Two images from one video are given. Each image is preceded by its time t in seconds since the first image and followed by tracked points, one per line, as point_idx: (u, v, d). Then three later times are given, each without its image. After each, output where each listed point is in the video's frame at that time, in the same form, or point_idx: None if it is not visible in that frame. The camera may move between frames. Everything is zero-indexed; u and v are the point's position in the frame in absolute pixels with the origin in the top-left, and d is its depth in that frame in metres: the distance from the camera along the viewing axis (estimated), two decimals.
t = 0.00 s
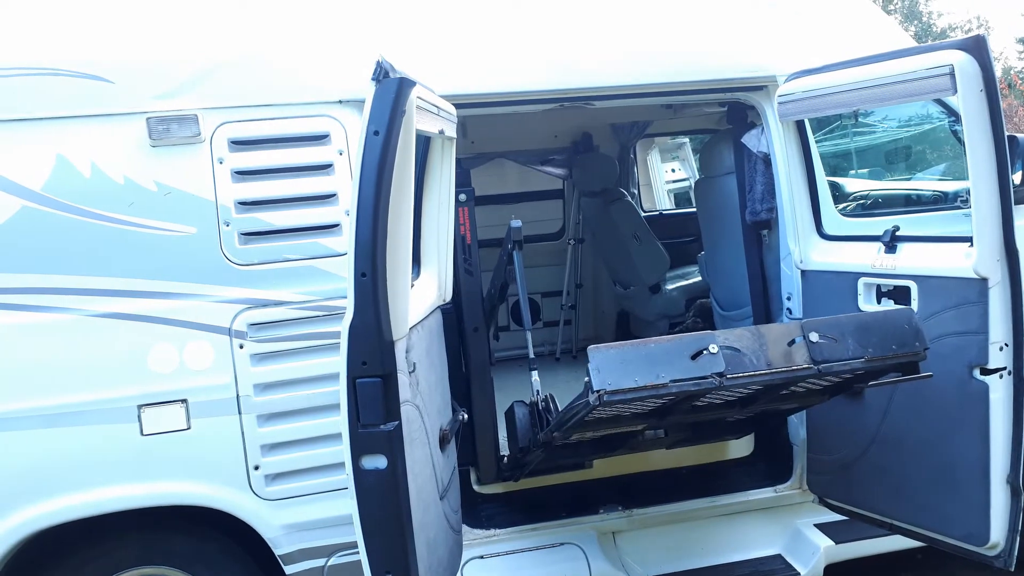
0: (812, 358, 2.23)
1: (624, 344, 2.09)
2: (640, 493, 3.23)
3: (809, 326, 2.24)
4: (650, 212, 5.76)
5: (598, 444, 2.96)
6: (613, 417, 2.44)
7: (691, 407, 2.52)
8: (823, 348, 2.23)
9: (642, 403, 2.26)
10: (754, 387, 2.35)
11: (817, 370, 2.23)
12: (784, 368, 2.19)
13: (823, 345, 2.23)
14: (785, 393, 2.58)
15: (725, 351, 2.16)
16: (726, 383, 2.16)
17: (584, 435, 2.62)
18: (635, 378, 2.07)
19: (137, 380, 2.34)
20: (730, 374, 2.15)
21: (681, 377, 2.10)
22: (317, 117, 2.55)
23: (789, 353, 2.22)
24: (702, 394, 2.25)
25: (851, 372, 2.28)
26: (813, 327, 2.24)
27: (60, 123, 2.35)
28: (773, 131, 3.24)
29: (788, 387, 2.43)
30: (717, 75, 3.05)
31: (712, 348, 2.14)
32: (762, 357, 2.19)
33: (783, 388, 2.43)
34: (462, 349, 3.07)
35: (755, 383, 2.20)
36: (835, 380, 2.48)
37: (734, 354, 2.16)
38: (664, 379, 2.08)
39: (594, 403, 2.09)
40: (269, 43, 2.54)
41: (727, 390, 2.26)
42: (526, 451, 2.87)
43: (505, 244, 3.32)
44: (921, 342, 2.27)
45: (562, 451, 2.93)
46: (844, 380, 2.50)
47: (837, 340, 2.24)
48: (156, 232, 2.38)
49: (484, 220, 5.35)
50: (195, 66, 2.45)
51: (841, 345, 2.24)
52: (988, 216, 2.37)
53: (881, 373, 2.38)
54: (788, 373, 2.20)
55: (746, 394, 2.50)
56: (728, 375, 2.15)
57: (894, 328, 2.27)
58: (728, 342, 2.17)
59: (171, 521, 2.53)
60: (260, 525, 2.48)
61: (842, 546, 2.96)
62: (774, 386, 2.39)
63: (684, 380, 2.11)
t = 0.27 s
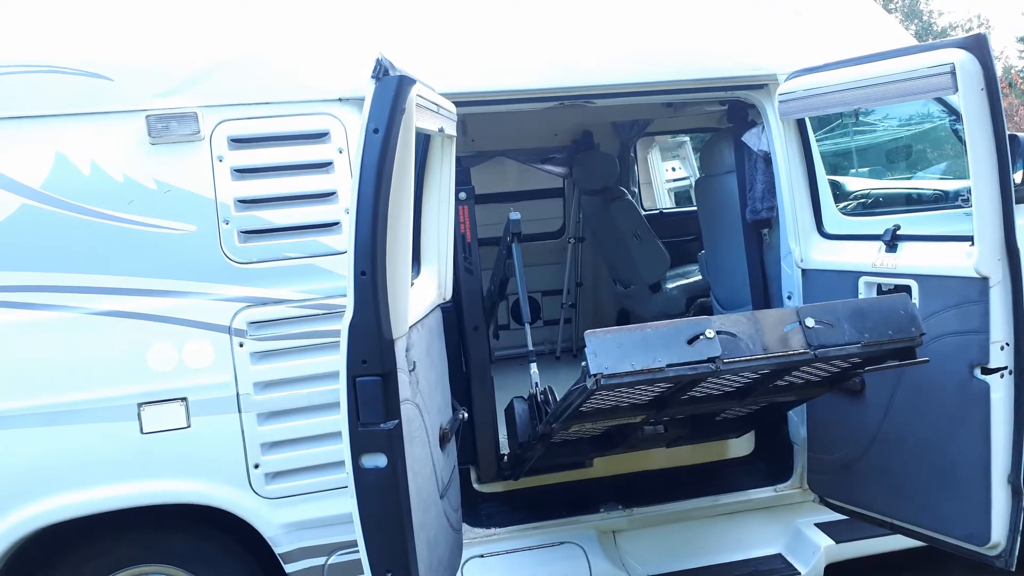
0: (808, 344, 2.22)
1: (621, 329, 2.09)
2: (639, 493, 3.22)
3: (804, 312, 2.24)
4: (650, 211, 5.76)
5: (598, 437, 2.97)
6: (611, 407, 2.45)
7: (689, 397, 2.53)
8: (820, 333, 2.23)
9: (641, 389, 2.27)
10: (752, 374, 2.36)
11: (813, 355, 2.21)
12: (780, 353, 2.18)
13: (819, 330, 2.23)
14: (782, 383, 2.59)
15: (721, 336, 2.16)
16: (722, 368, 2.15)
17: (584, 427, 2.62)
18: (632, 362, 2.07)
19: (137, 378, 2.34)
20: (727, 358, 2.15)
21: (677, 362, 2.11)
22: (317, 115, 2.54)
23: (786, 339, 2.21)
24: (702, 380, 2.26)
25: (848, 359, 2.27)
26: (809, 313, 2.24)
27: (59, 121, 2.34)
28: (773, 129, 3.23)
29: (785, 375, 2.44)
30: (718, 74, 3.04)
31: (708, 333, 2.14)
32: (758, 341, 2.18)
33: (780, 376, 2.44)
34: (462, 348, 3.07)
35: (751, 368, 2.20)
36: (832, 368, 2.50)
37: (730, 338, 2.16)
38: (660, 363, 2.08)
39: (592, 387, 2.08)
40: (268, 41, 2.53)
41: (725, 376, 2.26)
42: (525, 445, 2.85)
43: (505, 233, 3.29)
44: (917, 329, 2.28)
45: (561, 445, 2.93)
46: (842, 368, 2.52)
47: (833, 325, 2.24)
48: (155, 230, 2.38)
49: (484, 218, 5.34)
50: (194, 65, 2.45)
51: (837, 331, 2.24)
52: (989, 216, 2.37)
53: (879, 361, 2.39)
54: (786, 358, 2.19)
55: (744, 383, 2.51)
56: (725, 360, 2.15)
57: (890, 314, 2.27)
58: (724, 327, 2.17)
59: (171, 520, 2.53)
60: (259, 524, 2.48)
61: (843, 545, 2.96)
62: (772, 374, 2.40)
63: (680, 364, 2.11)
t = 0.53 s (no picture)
0: (807, 331, 2.20)
1: (620, 318, 2.08)
2: (642, 496, 3.21)
3: (803, 300, 2.23)
4: (653, 212, 5.76)
5: (600, 437, 2.99)
6: (611, 401, 2.46)
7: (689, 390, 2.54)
8: (818, 321, 2.21)
9: (641, 379, 2.28)
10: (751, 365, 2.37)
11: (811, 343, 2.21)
12: (778, 341, 2.17)
13: (818, 318, 2.21)
14: (782, 377, 2.60)
15: (719, 324, 2.15)
16: (721, 356, 2.14)
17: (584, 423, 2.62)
18: (632, 349, 2.06)
19: (140, 380, 2.34)
20: (725, 346, 2.14)
21: (677, 349, 2.09)
22: (320, 117, 2.55)
23: (784, 326, 2.20)
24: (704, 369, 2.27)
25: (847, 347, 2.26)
26: (808, 301, 2.22)
27: (62, 123, 2.34)
28: (776, 131, 3.23)
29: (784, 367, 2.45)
30: (721, 75, 3.04)
31: (706, 321, 2.13)
32: (756, 329, 2.17)
33: (780, 368, 2.44)
34: (465, 350, 3.06)
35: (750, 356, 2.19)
36: (831, 360, 2.51)
37: (728, 325, 2.15)
38: (660, 350, 2.07)
39: (593, 375, 2.07)
40: (271, 43, 2.53)
41: (725, 366, 2.28)
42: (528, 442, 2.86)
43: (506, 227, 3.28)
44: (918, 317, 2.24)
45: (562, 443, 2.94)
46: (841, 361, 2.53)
47: (832, 313, 2.22)
48: (158, 232, 2.38)
49: (487, 220, 5.34)
50: (198, 66, 2.45)
51: (837, 319, 2.22)
52: (993, 217, 2.36)
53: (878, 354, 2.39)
54: (784, 345, 2.18)
55: (743, 376, 2.52)
56: (723, 347, 2.14)
57: (889, 302, 2.23)
58: (722, 315, 2.16)
59: (173, 522, 2.53)
60: (262, 526, 2.47)
61: (847, 548, 2.95)
62: (771, 366, 2.41)
63: (679, 352, 2.10)
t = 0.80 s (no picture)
0: (806, 324, 2.21)
1: (622, 311, 2.08)
2: (645, 504, 3.20)
3: (802, 294, 2.23)
4: (656, 219, 5.76)
5: (603, 442, 2.99)
6: (613, 399, 2.47)
7: (690, 390, 2.55)
8: (817, 315, 2.22)
9: (642, 376, 2.29)
10: (751, 361, 2.38)
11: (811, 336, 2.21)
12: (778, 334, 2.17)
13: (816, 312, 2.22)
14: (782, 376, 2.61)
15: (719, 318, 2.15)
16: (722, 349, 2.15)
17: (587, 424, 2.63)
18: (633, 342, 2.06)
19: (143, 388, 2.34)
20: (725, 339, 2.15)
21: (676, 341, 2.09)
22: (324, 126, 2.56)
23: (783, 320, 2.21)
24: (704, 364, 2.28)
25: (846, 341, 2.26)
26: (806, 295, 2.24)
27: (67, 133, 2.35)
28: (779, 138, 3.23)
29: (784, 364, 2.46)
30: (722, 82, 3.05)
31: (706, 314, 2.14)
32: (755, 322, 2.18)
33: (780, 365, 2.45)
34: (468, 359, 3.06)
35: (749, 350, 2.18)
36: (831, 358, 2.52)
37: (728, 319, 2.16)
38: (660, 342, 2.07)
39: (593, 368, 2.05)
40: (275, 53, 2.55)
41: (724, 361, 2.29)
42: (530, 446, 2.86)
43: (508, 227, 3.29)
44: (915, 311, 2.26)
45: (565, 448, 2.94)
46: (841, 359, 2.54)
47: (831, 307, 2.23)
48: (162, 240, 2.39)
49: (489, 227, 5.34)
50: (201, 76, 2.46)
51: (836, 313, 2.23)
52: (997, 224, 2.36)
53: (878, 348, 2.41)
54: (785, 339, 2.19)
55: (744, 375, 2.53)
56: (724, 341, 2.14)
57: (885, 296, 2.26)
58: (722, 309, 2.17)
59: (176, 530, 2.52)
60: (266, 534, 2.47)
61: (852, 556, 2.93)
62: (772, 362, 2.42)
63: (679, 344, 2.10)
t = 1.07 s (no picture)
0: (800, 311, 2.20)
1: (617, 298, 2.10)
2: (645, 505, 3.21)
3: (797, 282, 2.23)
4: (655, 221, 5.78)
5: (602, 440, 3.00)
6: (610, 391, 2.49)
7: (686, 382, 2.57)
8: (811, 302, 2.21)
9: (638, 366, 2.32)
10: (745, 352, 2.41)
11: (804, 323, 2.20)
12: (772, 321, 2.17)
13: (811, 299, 2.21)
14: (777, 370, 2.63)
15: (713, 305, 2.16)
16: (716, 336, 2.15)
17: (586, 418, 2.64)
18: (627, 328, 2.08)
19: (143, 389, 2.34)
20: (719, 325, 2.14)
21: (672, 328, 2.10)
22: (323, 127, 2.56)
23: (777, 307, 2.20)
24: (699, 352, 2.29)
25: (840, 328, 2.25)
26: (800, 282, 2.23)
27: (67, 133, 2.36)
28: (778, 139, 3.22)
29: (779, 355, 2.49)
30: (722, 84, 3.06)
31: (701, 301, 2.15)
32: (749, 309, 2.18)
33: (775, 355, 2.47)
34: (467, 358, 3.06)
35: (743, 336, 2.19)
36: (825, 350, 2.54)
37: (722, 306, 2.16)
38: (654, 329, 2.09)
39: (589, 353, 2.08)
40: (275, 54, 2.55)
41: (719, 350, 2.32)
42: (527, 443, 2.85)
43: (507, 223, 3.27)
44: (909, 300, 2.24)
45: (564, 447, 2.95)
46: (835, 352, 2.56)
47: (825, 294, 2.22)
48: (162, 241, 2.39)
49: (489, 228, 5.35)
50: (201, 77, 2.46)
51: (829, 300, 2.22)
52: (996, 226, 2.37)
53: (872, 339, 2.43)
54: (779, 325, 2.19)
55: (740, 367, 2.54)
56: (717, 327, 2.15)
57: (880, 284, 2.24)
58: (716, 296, 2.17)
59: (175, 531, 2.52)
60: (264, 536, 2.47)
61: (850, 557, 2.94)
62: (767, 352, 2.43)
63: (674, 331, 2.11)
